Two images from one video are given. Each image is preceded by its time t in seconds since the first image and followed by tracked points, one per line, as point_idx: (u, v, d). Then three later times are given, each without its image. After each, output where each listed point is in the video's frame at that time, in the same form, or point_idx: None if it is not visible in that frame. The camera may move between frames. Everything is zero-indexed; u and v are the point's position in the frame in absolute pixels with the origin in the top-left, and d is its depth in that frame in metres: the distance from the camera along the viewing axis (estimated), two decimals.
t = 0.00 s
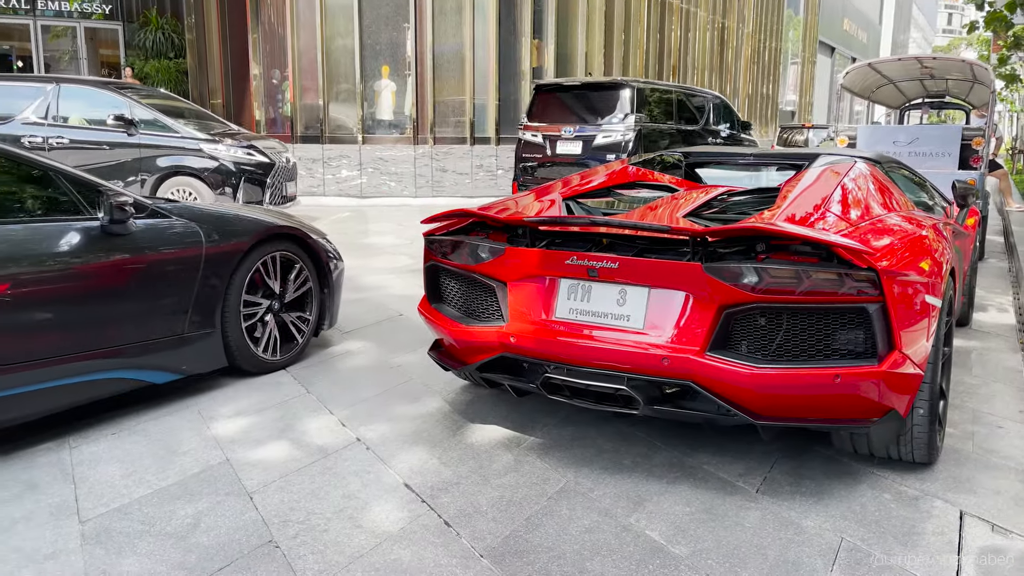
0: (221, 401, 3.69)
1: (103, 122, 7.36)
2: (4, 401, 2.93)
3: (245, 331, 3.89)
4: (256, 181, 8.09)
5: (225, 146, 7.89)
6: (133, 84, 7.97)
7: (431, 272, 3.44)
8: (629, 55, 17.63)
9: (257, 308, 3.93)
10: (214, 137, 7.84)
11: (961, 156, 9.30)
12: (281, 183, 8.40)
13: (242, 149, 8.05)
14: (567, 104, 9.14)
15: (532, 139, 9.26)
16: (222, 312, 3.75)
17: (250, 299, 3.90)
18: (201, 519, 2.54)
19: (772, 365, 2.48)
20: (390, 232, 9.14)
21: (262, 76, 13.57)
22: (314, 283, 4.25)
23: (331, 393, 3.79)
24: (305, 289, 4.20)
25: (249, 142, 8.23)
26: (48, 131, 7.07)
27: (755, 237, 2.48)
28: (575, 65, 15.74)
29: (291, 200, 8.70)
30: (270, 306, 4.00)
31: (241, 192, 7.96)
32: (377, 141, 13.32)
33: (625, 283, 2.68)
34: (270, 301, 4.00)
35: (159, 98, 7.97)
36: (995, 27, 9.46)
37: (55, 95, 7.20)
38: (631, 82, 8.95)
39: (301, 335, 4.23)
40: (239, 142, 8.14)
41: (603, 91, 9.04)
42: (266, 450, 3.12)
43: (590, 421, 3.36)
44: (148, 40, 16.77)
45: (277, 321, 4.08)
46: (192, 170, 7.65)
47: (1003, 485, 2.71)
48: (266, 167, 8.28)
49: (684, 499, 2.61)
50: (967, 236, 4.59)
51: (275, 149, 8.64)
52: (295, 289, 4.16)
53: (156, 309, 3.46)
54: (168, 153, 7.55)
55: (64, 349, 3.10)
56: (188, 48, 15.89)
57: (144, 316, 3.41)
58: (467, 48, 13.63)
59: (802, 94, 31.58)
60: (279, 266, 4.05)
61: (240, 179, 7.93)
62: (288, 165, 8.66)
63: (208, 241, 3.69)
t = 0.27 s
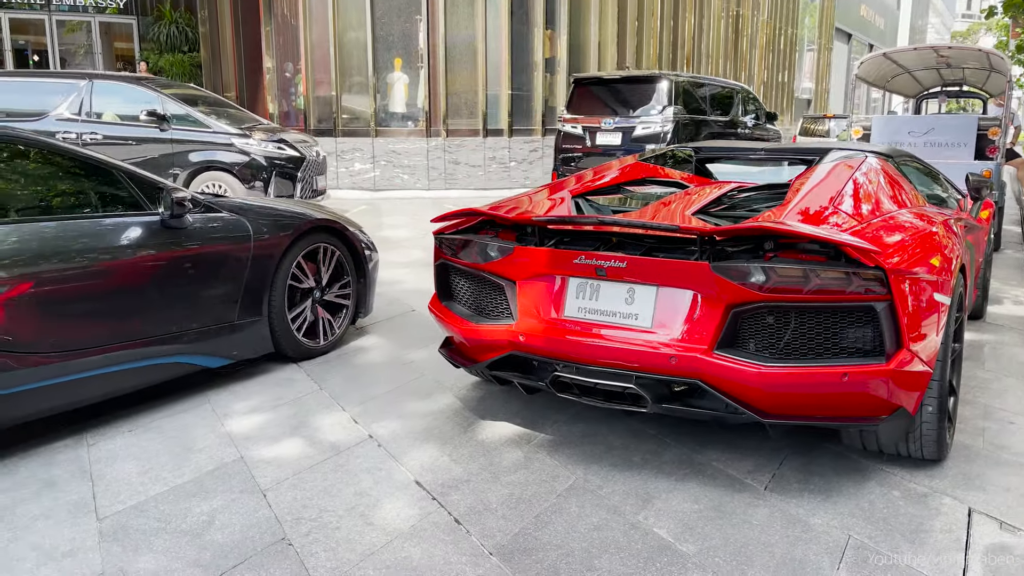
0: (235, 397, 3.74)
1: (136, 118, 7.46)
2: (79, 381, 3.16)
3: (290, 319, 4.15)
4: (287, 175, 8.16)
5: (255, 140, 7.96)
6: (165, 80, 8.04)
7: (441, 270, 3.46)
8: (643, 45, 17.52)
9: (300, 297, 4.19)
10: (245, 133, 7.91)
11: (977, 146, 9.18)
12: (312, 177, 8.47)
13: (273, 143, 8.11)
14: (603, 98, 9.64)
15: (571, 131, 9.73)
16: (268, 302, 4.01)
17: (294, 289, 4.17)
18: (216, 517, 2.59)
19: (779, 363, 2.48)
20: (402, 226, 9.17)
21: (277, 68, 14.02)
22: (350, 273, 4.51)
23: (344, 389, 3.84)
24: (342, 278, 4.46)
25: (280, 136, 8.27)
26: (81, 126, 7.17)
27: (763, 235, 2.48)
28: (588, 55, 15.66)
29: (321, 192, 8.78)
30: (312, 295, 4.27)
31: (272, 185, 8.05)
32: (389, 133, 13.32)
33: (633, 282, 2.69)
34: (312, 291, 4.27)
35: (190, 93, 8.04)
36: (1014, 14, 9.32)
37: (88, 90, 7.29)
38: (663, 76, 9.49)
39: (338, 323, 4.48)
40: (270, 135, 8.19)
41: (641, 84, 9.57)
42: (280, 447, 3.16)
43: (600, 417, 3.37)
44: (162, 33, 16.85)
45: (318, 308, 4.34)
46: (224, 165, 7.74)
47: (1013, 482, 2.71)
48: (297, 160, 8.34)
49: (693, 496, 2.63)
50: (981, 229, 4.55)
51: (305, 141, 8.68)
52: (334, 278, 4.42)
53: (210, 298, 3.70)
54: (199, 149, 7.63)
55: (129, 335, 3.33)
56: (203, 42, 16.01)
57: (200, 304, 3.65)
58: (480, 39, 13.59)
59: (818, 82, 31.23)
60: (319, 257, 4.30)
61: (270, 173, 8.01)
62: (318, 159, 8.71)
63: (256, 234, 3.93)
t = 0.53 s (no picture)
0: (246, 393, 3.78)
1: (167, 113, 7.56)
2: (134, 365, 3.37)
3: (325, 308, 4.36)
4: (317, 169, 8.18)
5: (285, 134, 7.99)
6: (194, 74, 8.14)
7: (448, 267, 3.48)
8: (652, 34, 17.45)
9: (333, 287, 4.39)
10: (275, 127, 7.95)
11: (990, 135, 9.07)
12: (341, 171, 8.48)
13: (303, 138, 8.14)
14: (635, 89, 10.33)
15: (605, 122, 10.49)
16: (305, 292, 4.20)
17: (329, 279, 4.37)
18: (228, 512, 2.63)
19: (784, 359, 2.50)
20: (412, 219, 9.20)
21: (287, 62, 14.09)
22: (380, 263, 4.69)
23: (354, 385, 3.88)
24: (373, 267, 4.65)
25: (310, 130, 8.30)
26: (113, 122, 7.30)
27: (767, 232, 2.49)
28: (598, 45, 15.60)
29: (350, 187, 8.79)
30: (345, 285, 4.47)
31: (302, 179, 8.07)
32: (399, 126, 13.33)
33: (638, 279, 2.71)
34: (345, 281, 4.47)
35: (221, 88, 8.11)
36: None
37: (120, 86, 7.43)
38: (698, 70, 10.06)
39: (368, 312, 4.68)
40: (300, 130, 8.23)
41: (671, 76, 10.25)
42: (290, 443, 3.20)
43: (607, 412, 3.40)
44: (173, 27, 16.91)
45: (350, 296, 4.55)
46: (254, 159, 7.79)
47: (1018, 476, 2.71)
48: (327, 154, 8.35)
49: (698, 491, 2.65)
50: (991, 221, 4.53)
51: (335, 135, 8.69)
52: (366, 267, 4.61)
53: (253, 287, 3.90)
54: (230, 143, 7.69)
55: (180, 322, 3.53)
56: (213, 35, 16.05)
57: (243, 293, 3.84)
58: (489, 30, 13.59)
59: (830, 69, 30.94)
60: (352, 248, 4.49)
61: (301, 167, 8.04)
62: (347, 153, 8.71)
63: (294, 227, 4.11)
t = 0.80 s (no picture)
0: (255, 388, 3.82)
1: (198, 107, 7.62)
2: (176, 351, 3.55)
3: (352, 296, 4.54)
4: (347, 161, 8.19)
5: (315, 127, 8.02)
6: (223, 67, 8.19)
7: (454, 263, 3.49)
8: (660, 23, 17.36)
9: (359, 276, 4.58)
10: (305, 119, 7.97)
11: (999, 124, 9.01)
12: (371, 163, 8.48)
13: (333, 130, 8.16)
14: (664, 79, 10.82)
15: (637, 109, 10.81)
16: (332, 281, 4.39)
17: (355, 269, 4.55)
18: (238, 507, 2.67)
19: (789, 354, 2.50)
20: (419, 211, 9.22)
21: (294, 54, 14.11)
22: (402, 253, 4.88)
23: (362, 379, 3.90)
24: (397, 257, 4.83)
25: (340, 122, 8.31)
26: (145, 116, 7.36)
27: (772, 227, 2.49)
28: (605, 34, 15.53)
29: (380, 179, 8.78)
30: (370, 274, 4.66)
31: (333, 172, 8.10)
32: (407, 117, 13.32)
33: (643, 275, 2.71)
34: (370, 270, 4.65)
35: (252, 81, 8.16)
36: None
37: (151, 80, 7.47)
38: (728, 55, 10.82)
39: (392, 299, 4.85)
40: (330, 122, 8.25)
41: (698, 66, 10.81)
42: (299, 438, 3.23)
43: (613, 406, 3.41)
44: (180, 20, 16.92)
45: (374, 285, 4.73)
46: (285, 153, 7.82)
47: None
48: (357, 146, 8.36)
49: (703, 485, 2.66)
50: (999, 212, 4.49)
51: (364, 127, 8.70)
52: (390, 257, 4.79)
53: (284, 276, 4.07)
54: (261, 137, 7.72)
55: (215, 310, 3.70)
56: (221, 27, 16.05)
57: (275, 282, 4.02)
58: (496, 20, 13.56)
59: (839, 56, 30.65)
60: (376, 238, 4.67)
61: (331, 160, 8.06)
62: (376, 144, 8.71)
63: (322, 218, 4.28)
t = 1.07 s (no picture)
0: (259, 385, 3.84)
1: (228, 103, 7.68)
2: (202, 341, 3.68)
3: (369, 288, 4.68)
4: (375, 156, 8.30)
5: (345, 123, 8.10)
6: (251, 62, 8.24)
7: (455, 260, 3.50)
8: (662, 15, 17.32)
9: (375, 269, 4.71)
10: (334, 114, 8.06)
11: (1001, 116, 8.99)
12: (399, 157, 8.57)
13: (362, 124, 8.26)
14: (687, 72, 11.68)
15: (660, 100, 11.80)
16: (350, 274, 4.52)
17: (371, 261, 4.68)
18: (242, 505, 2.69)
19: (788, 351, 2.51)
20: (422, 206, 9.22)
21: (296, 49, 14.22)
22: (417, 245, 5.00)
23: (365, 376, 3.92)
24: (411, 249, 4.96)
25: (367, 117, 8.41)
26: (176, 113, 7.37)
27: (771, 225, 2.49)
28: (607, 27, 15.49)
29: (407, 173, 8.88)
30: (385, 266, 4.79)
31: (363, 167, 8.22)
32: (409, 111, 13.30)
33: (643, 273, 2.72)
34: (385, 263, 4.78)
35: (278, 75, 8.19)
36: None
37: (179, 76, 7.47)
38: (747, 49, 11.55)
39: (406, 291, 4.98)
40: (358, 117, 8.34)
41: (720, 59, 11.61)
42: (302, 436, 3.25)
43: (614, 402, 3.42)
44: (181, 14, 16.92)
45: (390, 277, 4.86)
46: (316, 149, 7.90)
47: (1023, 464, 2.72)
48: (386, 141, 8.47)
49: (704, 481, 2.68)
50: (1001, 206, 4.49)
51: (390, 121, 8.79)
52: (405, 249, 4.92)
53: (304, 268, 4.20)
54: (292, 133, 7.80)
55: (243, 302, 3.85)
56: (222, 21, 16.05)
57: (296, 274, 4.15)
58: (498, 12, 13.49)
59: (843, 47, 30.51)
60: (391, 232, 4.80)
61: (360, 154, 8.18)
62: (403, 138, 8.81)
63: (339, 212, 4.40)
